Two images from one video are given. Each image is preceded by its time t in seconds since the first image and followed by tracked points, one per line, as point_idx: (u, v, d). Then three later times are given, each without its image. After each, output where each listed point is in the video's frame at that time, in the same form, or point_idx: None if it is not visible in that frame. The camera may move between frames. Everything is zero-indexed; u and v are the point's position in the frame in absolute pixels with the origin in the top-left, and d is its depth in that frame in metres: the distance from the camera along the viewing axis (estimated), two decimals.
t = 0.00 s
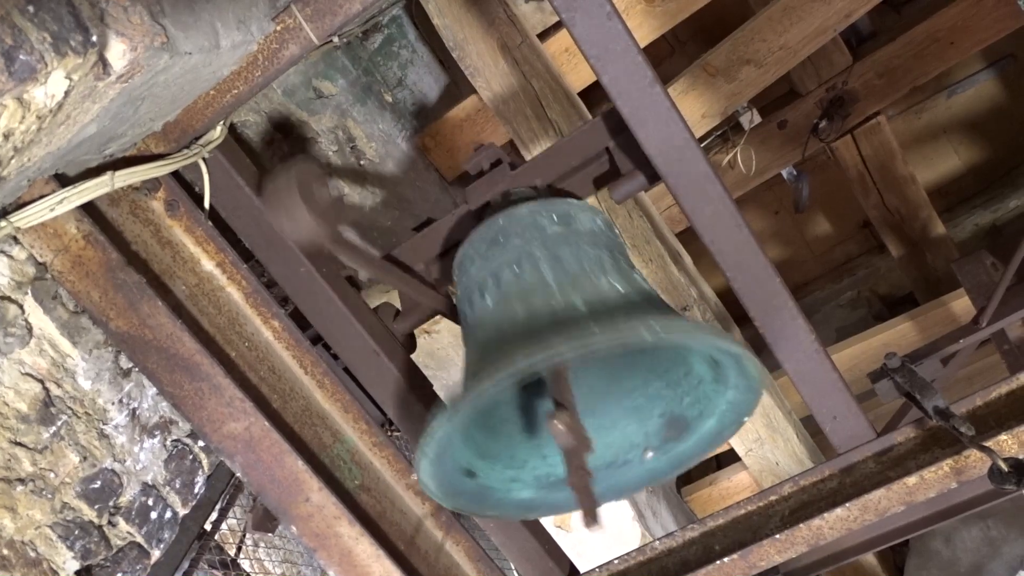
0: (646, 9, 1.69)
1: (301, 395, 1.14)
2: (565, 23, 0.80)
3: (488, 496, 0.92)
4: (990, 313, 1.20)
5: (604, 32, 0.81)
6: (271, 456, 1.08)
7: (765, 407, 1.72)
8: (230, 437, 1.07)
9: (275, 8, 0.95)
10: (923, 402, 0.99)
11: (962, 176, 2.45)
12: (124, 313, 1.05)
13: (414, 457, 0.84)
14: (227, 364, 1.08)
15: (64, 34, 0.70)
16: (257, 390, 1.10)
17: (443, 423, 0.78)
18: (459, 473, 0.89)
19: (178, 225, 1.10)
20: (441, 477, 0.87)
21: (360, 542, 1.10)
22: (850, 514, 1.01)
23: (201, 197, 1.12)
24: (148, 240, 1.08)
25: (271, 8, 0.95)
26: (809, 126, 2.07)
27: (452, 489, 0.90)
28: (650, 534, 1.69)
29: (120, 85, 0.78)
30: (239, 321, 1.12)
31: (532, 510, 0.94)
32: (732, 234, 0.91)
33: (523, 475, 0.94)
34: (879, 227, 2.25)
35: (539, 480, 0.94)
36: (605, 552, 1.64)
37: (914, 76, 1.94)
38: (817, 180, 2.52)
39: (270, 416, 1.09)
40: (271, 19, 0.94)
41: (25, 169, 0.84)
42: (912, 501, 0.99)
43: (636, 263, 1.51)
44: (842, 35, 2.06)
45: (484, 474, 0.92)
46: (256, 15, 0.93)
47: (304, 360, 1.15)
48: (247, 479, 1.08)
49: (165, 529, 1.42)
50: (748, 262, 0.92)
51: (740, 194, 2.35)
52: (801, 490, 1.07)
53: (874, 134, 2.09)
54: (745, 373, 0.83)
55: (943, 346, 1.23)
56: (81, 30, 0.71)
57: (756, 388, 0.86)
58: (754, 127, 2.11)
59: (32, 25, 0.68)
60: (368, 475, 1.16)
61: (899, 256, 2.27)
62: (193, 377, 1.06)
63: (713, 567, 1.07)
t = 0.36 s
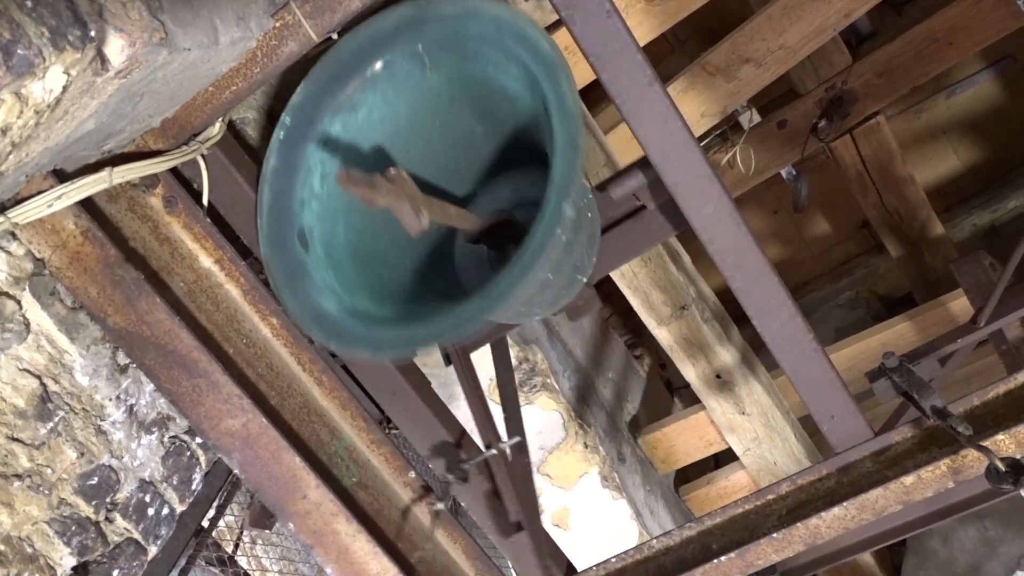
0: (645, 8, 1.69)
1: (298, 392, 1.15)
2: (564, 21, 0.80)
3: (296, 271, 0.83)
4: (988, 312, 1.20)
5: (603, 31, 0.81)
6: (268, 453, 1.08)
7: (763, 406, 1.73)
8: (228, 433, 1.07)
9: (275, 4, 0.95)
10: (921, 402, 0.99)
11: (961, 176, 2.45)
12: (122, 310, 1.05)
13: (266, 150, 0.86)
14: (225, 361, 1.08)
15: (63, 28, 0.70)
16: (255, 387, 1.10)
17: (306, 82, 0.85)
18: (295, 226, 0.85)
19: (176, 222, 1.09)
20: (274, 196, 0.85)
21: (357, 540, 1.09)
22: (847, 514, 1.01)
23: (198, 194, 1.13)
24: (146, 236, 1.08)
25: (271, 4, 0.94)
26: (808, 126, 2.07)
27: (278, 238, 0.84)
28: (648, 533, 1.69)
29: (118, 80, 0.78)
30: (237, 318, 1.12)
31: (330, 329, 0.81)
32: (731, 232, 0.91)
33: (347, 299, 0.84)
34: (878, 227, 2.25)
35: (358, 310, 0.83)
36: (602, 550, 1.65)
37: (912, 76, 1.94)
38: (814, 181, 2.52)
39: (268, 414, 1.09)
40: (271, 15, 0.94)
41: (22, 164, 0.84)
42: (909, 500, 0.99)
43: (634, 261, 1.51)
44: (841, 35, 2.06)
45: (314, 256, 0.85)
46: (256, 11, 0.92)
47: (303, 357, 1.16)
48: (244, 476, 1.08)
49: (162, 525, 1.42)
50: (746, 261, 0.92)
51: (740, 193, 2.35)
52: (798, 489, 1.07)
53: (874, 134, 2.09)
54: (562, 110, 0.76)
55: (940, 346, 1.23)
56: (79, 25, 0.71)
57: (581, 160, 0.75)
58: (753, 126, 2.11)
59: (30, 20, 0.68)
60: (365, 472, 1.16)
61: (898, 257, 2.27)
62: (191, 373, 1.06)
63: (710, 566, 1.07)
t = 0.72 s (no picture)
0: (644, 7, 1.69)
1: (296, 391, 1.14)
2: (563, 21, 0.80)
3: (310, 314, 0.77)
4: (985, 313, 1.20)
5: (602, 31, 0.80)
6: (265, 452, 1.08)
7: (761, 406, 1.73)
8: (225, 433, 1.07)
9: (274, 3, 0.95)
10: (917, 402, 0.99)
11: (959, 176, 2.46)
12: (120, 308, 1.05)
13: (263, 183, 0.79)
14: (223, 360, 1.08)
15: (60, 27, 0.69)
16: (252, 385, 1.10)
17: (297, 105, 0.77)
18: (301, 262, 0.79)
19: (174, 220, 1.08)
20: (276, 232, 0.79)
21: (354, 539, 1.10)
22: (844, 514, 1.02)
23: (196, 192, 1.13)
24: (144, 234, 1.08)
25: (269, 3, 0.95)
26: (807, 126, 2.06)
27: (285, 278, 0.79)
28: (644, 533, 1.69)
29: (116, 79, 0.78)
30: (235, 317, 1.12)
31: (351, 374, 0.75)
32: (729, 233, 0.91)
33: (368, 342, 0.78)
34: (876, 227, 2.25)
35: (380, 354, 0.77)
36: (599, 549, 1.65)
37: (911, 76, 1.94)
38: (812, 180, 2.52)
39: (265, 413, 1.09)
40: (270, 14, 0.94)
41: (20, 162, 0.84)
42: (906, 500, 0.99)
43: (631, 261, 1.51)
44: (840, 35, 2.06)
45: (323, 290, 0.80)
46: (255, 9, 0.92)
47: (301, 357, 1.14)
48: (241, 475, 1.08)
49: (159, 525, 1.42)
50: (745, 261, 0.92)
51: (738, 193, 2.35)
52: (795, 489, 1.07)
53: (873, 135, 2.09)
54: (586, 154, 0.69)
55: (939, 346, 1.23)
56: (77, 24, 0.71)
57: (608, 216, 0.70)
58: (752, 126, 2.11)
59: (28, 19, 0.67)
60: (363, 472, 1.16)
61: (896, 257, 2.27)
62: (188, 372, 1.06)
63: (706, 566, 1.07)
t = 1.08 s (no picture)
0: (643, 7, 1.69)
1: (295, 389, 1.14)
2: (562, 19, 0.80)
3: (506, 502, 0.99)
4: (983, 312, 1.20)
5: (602, 29, 0.81)
6: (264, 449, 1.08)
7: (759, 405, 1.73)
8: (224, 430, 1.07)
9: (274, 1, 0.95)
10: (916, 402, 0.99)
11: (957, 176, 2.46)
12: (118, 305, 1.05)
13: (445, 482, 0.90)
14: (221, 357, 1.08)
15: (60, 24, 0.69)
16: (251, 383, 1.10)
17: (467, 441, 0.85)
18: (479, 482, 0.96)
19: (173, 218, 1.09)
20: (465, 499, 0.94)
21: (352, 536, 1.10)
22: (842, 513, 1.01)
23: (196, 190, 1.13)
24: (143, 231, 1.08)
25: (269, 1, 0.95)
26: (806, 126, 2.07)
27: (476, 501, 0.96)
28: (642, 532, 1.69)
29: (115, 76, 0.78)
30: (233, 314, 1.12)
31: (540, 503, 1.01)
32: (728, 231, 0.91)
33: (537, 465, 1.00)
34: (874, 227, 2.25)
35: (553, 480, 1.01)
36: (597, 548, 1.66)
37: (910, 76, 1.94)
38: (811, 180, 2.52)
39: (264, 410, 1.09)
40: (269, 11, 0.94)
41: (20, 159, 0.84)
42: (903, 499, 0.99)
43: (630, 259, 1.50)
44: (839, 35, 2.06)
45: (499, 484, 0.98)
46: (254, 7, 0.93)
47: (300, 355, 1.15)
48: (240, 472, 1.08)
49: (157, 521, 1.41)
50: (743, 260, 0.92)
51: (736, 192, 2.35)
52: (793, 488, 1.07)
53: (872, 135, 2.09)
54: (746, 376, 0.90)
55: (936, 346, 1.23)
56: (77, 20, 0.71)
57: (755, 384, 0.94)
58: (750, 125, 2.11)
59: (27, 15, 0.68)
60: (361, 469, 1.16)
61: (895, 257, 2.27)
62: (186, 369, 1.06)
63: (704, 565, 1.07)
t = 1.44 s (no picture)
0: (643, 7, 1.69)
1: (294, 388, 1.14)
2: (562, 19, 0.80)
3: (481, 494, 0.96)
4: (982, 312, 1.20)
5: (601, 28, 0.81)
6: (263, 448, 1.08)
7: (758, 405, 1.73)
8: (223, 429, 1.07)
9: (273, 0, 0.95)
10: (914, 402, 0.99)
11: (956, 176, 2.46)
12: (117, 304, 1.05)
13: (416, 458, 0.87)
14: (220, 357, 1.08)
15: (59, 23, 0.69)
16: (249, 382, 1.10)
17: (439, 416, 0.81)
18: (455, 468, 0.92)
19: (173, 217, 1.09)
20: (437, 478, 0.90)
21: (351, 536, 1.10)
22: (840, 513, 1.01)
23: (196, 188, 1.12)
24: (142, 230, 1.08)
25: None
26: (805, 126, 2.07)
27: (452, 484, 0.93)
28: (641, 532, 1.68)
29: (115, 75, 0.78)
30: (232, 314, 1.12)
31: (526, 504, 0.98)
32: (727, 231, 0.91)
33: (522, 470, 0.97)
34: (874, 227, 2.25)
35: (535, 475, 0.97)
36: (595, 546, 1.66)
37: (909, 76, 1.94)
38: (811, 180, 2.53)
39: (263, 409, 1.09)
40: (269, 10, 0.94)
41: (19, 157, 0.84)
42: (902, 499, 0.99)
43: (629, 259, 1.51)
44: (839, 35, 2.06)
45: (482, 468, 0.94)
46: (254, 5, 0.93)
47: (298, 354, 1.14)
48: (239, 471, 1.08)
49: (156, 519, 1.42)
50: (743, 260, 0.92)
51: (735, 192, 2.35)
52: (791, 488, 1.07)
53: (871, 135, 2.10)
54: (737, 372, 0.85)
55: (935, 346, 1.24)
56: (76, 20, 0.71)
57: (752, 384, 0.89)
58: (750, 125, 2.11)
59: (27, 14, 0.67)
60: (360, 469, 1.16)
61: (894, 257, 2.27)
62: (185, 368, 1.06)
63: (702, 564, 1.07)
